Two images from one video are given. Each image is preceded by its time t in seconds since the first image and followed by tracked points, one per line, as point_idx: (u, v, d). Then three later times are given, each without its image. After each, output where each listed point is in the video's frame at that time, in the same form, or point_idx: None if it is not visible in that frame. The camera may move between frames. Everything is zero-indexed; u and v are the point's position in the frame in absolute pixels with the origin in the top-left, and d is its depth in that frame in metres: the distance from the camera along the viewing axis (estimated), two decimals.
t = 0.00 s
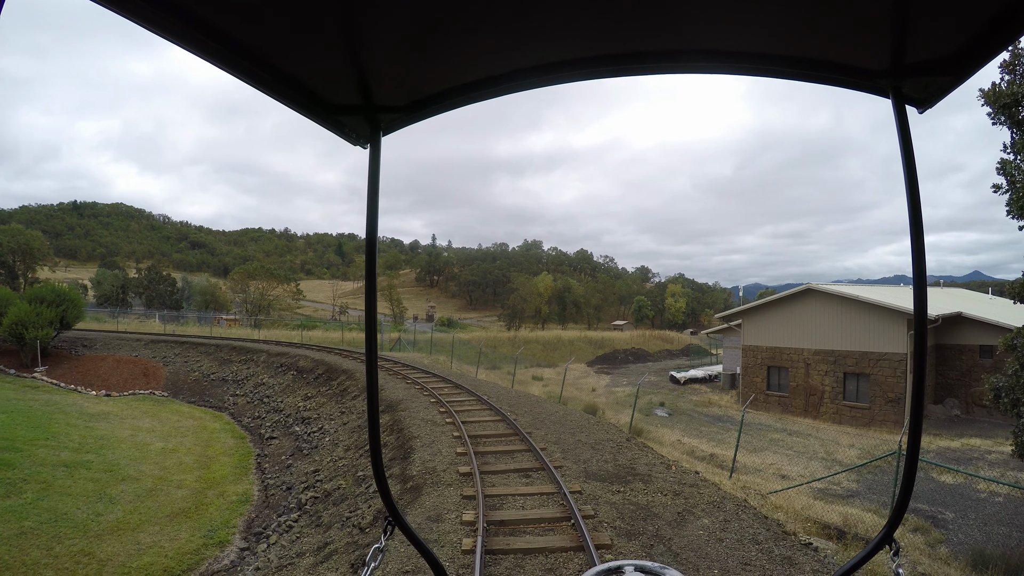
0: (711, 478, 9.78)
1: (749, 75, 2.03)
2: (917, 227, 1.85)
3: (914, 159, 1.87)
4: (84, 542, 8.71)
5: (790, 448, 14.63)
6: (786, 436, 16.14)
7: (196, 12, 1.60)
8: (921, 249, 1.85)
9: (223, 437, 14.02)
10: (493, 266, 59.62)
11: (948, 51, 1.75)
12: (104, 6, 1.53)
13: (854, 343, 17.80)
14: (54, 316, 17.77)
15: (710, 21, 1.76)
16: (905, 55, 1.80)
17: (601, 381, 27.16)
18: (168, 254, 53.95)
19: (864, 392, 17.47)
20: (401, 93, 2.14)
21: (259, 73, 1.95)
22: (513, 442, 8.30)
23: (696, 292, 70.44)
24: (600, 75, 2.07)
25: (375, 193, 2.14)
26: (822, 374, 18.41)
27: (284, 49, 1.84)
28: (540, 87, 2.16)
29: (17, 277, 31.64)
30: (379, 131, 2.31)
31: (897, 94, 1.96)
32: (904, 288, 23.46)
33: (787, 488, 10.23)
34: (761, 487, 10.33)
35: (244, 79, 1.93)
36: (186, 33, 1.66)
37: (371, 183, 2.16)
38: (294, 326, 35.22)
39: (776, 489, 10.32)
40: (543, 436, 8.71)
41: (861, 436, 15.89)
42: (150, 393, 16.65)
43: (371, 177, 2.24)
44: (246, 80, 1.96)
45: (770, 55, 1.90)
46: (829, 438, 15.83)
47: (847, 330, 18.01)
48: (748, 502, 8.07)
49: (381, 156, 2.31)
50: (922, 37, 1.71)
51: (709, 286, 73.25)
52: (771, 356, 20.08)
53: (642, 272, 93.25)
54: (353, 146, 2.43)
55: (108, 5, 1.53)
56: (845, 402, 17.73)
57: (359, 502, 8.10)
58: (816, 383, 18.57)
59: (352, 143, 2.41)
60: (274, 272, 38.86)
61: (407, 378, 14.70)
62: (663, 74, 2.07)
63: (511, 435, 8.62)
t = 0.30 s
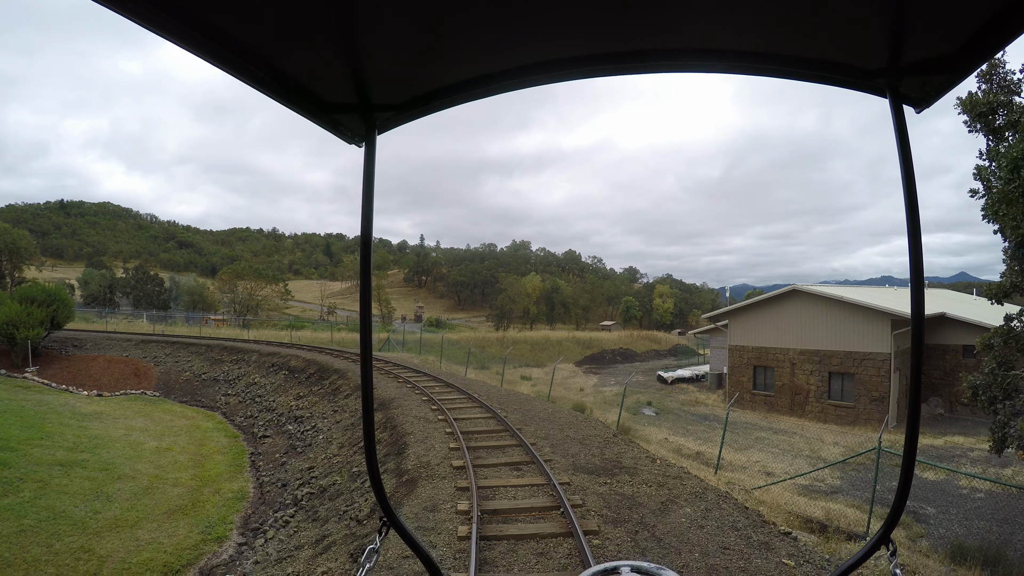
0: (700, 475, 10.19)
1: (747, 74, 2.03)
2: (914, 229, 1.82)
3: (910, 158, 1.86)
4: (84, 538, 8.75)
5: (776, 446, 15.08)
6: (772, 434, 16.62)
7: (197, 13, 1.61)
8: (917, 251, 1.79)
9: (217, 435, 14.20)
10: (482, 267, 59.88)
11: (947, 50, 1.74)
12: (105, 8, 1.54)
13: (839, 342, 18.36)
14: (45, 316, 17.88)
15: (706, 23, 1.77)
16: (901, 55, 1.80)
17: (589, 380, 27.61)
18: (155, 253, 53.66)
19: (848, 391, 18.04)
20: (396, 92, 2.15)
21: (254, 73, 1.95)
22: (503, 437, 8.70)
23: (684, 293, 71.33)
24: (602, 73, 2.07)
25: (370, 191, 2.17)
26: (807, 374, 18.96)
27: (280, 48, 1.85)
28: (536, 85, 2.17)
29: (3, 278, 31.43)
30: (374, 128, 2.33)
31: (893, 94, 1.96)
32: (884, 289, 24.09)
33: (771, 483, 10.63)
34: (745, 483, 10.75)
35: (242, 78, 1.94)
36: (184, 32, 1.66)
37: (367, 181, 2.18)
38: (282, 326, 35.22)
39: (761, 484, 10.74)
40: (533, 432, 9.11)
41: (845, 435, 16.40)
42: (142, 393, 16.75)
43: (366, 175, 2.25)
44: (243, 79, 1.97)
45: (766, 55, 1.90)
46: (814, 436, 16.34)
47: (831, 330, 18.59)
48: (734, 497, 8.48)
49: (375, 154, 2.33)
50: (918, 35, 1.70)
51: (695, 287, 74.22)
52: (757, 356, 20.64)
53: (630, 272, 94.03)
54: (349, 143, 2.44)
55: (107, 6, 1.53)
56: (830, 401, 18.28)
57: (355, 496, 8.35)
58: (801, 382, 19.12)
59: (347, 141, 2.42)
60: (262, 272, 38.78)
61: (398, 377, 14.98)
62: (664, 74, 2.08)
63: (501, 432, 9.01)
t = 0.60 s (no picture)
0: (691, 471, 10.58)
1: (739, 78, 1.97)
2: (908, 239, 1.80)
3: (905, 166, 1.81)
4: (86, 535, 8.93)
5: (764, 444, 15.51)
6: (760, 433, 17.07)
7: (192, 12, 1.52)
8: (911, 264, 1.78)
9: (213, 435, 14.40)
10: (473, 267, 60.11)
11: (944, 53, 1.69)
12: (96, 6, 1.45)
13: (825, 341, 18.88)
14: (38, 316, 18.04)
15: (703, 24, 1.71)
16: (896, 59, 1.74)
17: (580, 380, 28.02)
18: (145, 253, 53.60)
19: (836, 390, 18.53)
20: (398, 93, 2.07)
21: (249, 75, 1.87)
22: (496, 433, 9.08)
23: (673, 293, 72.14)
24: (602, 76, 2.01)
25: (372, 196, 2.07)
26: (795, 373, 19.46)
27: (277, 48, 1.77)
28: (541, 88, 2.09)
29: None
30: (375, 132, 2.24)
31: (887, 100, 1.90)
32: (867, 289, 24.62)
33: (757, 480, 11.00)
34: (733, 479, 11.15)
35: (239, 79, 1.85)
36: (179, 33, 1.57)
37: (368, 186, 2.09)
38: (272, 326, 35.27)
39: (748, 480, 11.15)
40: (524, 428, 9.48)
41: (832, 434, 16.85)
42: (136, 393, 16.89)
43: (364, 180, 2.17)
44: (240, 81, 1.88)
45: (761, 59, 1.84)
46: (801, 435, 16.80)
47: (817, 330, 19.10)
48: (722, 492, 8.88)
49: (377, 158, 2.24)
50: (916, 38, 1.64)
51: (685, 287, 74.95)
52: (746, 355, 21.14)
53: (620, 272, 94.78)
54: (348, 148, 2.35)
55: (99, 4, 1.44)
56: (818, 400, 18.77)
57: (353, 491, 8.61)
58: (789, 382, 19.62)
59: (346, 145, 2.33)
60: (254, 273, 38.79)
61: (392, 376, 15.24)
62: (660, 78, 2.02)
63: (494, 428, 9.37)
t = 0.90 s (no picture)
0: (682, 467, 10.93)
1: (742, 77, 2.03)
2: (903, 234, 1.88)
3: (900, 163, 1.89)
4: (88, 531, 9.12)
5: (754, 442, 15.89)
6: (749, 431, 17.46)
7: (186, 15, 1.58)
8: (906, 257, 1.88)
9: (209, 433, 14.59)
10: (464, 266, 60.24)
11: (938, 53, 1.76)
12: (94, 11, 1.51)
13: (812, 340, 19.38)
14: (31, 316, 18.16)
15: (703, 25, 1.76)
16: (892, 59, 1.80)
17: (570, 379, 28.36)
18: (135, 253, 53.42)
19: (823, 389, 18.97)
20: (393, 92, 2.12)
21: (249, 75, 1.92)
22: (490, 428, 9.40)
23: (664, 293, 72.73)
24: (599, 75, 2.05)
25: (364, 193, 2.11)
26: (784, 372, 19.92)
27: (276, 48, 1.82)
28: (537, 87, 2.14)
29: None
30: (370, 130, 2.28)
31: (884, 98, 1.97)
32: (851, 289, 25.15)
33: (744, 475, 11.36)
34: (721, 475, 11.50)
35: (235, 81, 1.92)
36: (174, 35, 1.63)
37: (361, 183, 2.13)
38: (263, 326, 35.30)
39: (736, 475, 11.51)
40: (517, 424, 9.83)
41: (819, 432, 17.29)
42: (131, 392, 17.01)
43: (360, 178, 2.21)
44: (237, 82, 1.94)
45: (763, 59, 1.89)
46: (790, 432, 17.24)
47: (805, 330, 19.58)
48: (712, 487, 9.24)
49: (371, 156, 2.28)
50: (913, 38, 1.70)
51: (676, 286, 75.64)
52: (735, 354, 21.64)
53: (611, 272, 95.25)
54: (343, 146, 2.41)
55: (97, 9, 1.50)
56: (805, 399, 19.22)
57: (350, 485, 8.88)
58: (778, 380, 20.08)
59: (342, 143, 2.38)
60: (245, 273, 38.77)
61: (386, 374, 15.50)
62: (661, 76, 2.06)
63: (487, 424, 9.72)
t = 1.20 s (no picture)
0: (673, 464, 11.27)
1: (742, 77, 2.03)
2: (903, 229, 1.86)
3: (900, 163, 1.88)
4: (92, 527, 9.31)
5: (744, 441, 16.25)
6: (738, 430, 17.85)
7: (187, 15, 1.58)
8: (906, 257, 1.88)
9: (206, 431, 14.75)
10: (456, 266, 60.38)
11: (938, 53, 1.75)
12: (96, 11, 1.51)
13: (801, 339, 19.86)
14: (25, 316, 18.24)
15: (704, 25, 1.76)
16: (892, 57, 1.80)
17: (562, 379, 28.69)
18: (126, 252, 53.30)
19: (812, 389, 19.45)
20: (392, 91, 2.12)
21: (248, 74, 1.91)
22: (484, 424, 9.71)
23: (655, 293, 73.30)
24: (599, 75, 2.05)
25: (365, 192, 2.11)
26: (773, 372, 20.36)
27: (275, 48, 1.82)
28: (535, 86, 2.15)
29: None
30: (369, 131, 2.29)
31: (883, 99, 1.96)
32: (837, 289, 25.65)
33: (732, 472, 11.70)
34: (710, 471, 11.84)
35: (235, 81, 1.91)
36: (175, 35, 1.63)
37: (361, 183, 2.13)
38: (256, 326, 35.37)
39: (724, 472, 11.86)
40: (511, 421, 10.13)
41: (807, 431, 17.68)
42: (127, 392, 17.14)
43: (359, 177, 2.21)
44: (236, 82, 1.93)
45: (763, 58, 1.89)
46: (778, 431, 17.64)
47: (794, 330, 20.02)
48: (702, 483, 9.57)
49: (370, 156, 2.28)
50: (913, 37, 1.70)
51: (667, 286, 76.36)
52: (725, 355, 22.07)
53: (602, 272, 95.83)
54: (341, 146, 2.40)
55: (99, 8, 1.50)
56: (794, 398, 19.66)
57: (349, 480, 9.15)
58: (767, 380, 20.51)
59: (340, 144, 2.38)
60: (237, 273, 38.75)
61: (381, 373, 15.73)
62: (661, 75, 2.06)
63: (482, 420, 10.03)
